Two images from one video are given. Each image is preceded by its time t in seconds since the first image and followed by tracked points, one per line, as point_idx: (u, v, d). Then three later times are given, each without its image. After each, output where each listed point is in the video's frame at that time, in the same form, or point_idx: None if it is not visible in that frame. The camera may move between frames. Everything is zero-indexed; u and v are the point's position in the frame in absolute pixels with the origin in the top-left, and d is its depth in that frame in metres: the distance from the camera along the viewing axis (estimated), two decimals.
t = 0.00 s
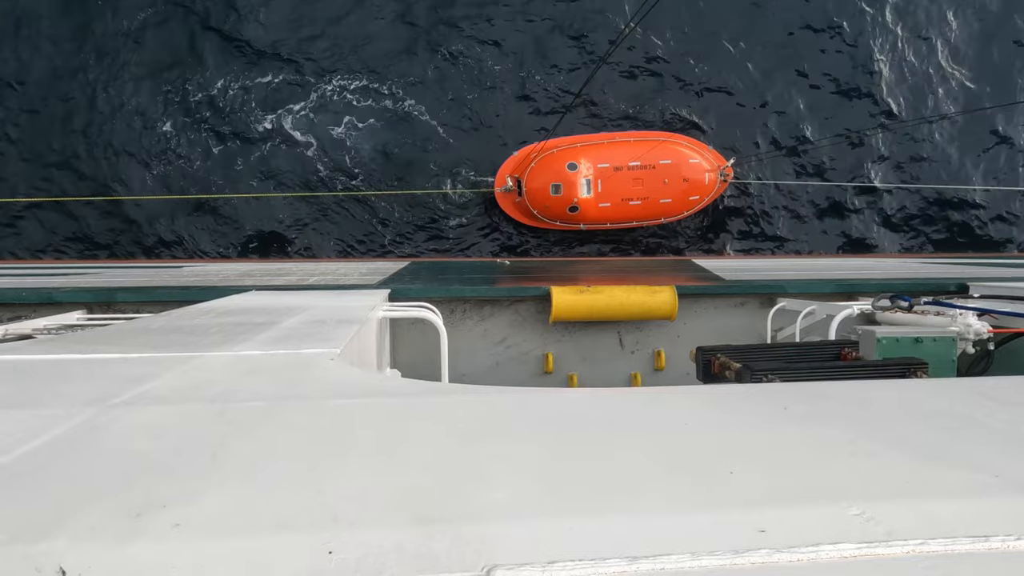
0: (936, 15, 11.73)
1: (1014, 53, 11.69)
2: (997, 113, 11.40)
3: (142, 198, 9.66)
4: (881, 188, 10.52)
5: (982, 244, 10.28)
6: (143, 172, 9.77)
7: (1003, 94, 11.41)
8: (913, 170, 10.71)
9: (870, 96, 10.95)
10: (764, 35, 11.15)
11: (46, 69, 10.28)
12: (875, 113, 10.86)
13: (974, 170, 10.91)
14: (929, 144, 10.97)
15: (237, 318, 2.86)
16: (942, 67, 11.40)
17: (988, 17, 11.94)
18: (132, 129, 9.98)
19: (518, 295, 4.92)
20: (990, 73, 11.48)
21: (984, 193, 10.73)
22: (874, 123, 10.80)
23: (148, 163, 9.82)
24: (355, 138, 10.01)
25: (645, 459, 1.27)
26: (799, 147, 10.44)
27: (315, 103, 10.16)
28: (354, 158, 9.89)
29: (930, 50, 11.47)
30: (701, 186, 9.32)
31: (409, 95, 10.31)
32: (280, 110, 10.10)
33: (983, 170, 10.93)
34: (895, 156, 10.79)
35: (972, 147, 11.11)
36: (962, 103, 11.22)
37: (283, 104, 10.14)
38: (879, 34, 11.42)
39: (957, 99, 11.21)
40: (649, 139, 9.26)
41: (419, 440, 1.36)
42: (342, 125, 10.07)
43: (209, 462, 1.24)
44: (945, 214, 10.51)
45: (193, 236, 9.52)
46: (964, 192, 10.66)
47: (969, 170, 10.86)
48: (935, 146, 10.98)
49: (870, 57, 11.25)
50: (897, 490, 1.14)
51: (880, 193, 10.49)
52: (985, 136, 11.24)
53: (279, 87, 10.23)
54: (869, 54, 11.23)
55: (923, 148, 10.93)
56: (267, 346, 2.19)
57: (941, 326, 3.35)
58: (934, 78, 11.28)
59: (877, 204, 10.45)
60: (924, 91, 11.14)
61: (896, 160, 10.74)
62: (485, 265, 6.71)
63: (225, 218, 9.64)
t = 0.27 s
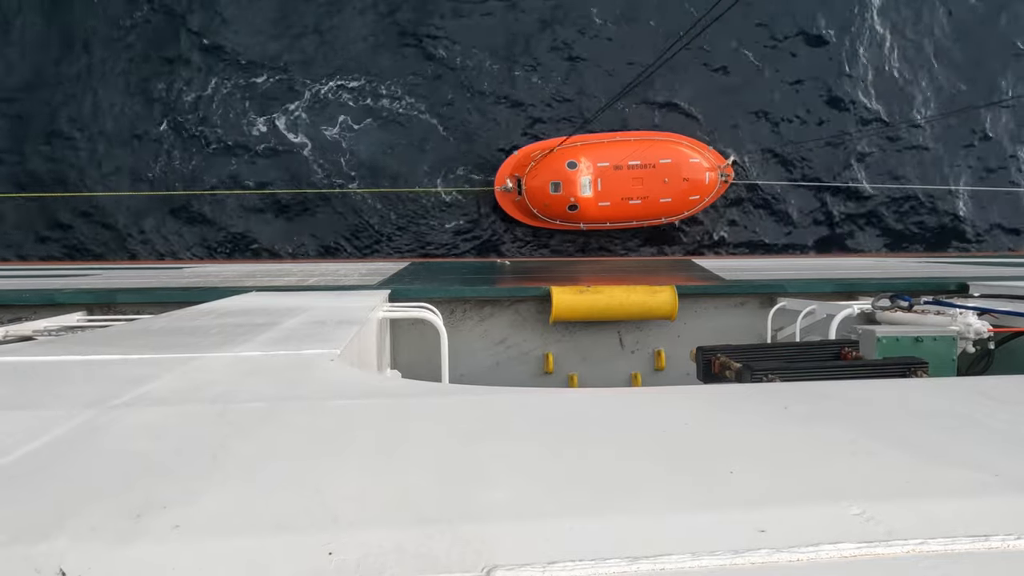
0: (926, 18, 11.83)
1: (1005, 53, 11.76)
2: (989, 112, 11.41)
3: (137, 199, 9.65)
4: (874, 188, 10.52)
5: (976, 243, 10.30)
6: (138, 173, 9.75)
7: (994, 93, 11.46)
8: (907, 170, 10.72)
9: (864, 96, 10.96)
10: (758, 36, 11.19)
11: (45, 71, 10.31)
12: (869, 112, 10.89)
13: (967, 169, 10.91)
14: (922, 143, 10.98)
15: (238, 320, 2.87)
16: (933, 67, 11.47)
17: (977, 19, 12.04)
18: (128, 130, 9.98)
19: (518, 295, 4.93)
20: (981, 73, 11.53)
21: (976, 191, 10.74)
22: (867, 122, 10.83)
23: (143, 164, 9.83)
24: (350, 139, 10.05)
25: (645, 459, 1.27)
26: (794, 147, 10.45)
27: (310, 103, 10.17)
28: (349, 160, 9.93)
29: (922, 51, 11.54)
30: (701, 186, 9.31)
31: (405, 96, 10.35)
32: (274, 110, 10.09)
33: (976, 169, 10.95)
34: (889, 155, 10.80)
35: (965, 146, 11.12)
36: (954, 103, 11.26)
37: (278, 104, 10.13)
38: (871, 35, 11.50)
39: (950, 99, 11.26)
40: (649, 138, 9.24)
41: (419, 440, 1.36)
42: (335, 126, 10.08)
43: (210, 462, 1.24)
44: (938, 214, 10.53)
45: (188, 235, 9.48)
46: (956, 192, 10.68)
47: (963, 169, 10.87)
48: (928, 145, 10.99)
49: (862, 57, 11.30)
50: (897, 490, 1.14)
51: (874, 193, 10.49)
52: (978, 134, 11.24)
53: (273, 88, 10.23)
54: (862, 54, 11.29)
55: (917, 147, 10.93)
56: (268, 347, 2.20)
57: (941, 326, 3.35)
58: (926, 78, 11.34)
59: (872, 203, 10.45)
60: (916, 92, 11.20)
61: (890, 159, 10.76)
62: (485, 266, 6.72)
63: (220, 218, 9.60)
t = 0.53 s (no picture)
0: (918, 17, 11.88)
1: (996, 52, 11.80)
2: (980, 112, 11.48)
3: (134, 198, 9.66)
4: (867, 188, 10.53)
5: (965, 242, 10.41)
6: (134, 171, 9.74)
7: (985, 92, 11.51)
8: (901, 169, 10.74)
9: (857, 95, 11.01)
10: (754, 35, 11.18)
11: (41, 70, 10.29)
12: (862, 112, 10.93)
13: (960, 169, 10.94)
14: (915, 142, 11.02)
15: (237, 319, 2.86)
16: (925, 67, 11.51)
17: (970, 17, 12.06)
18: (124, 129, 9.98)
19: (518, 294, 4.92)
20: (972, 72, 11.56)
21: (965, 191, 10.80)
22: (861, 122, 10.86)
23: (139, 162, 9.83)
24: (345, 137, 10.09)
25: (645, 458, 1.27)
26: (791, 145, 10.45)
27: (306, 103, 10.20)
28: (343, 160, 9.95)
29: (914, 50, 11.58)
30: (701, 186, 9.31)
31: (401, 95, 10.35)
32: (270, 109, 10.13)
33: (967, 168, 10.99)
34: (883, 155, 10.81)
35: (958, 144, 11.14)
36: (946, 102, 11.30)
37: (275, 103, 10.17)
38: (864, 35, 11.56)
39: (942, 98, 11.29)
40: (650, 138, 9.25)
41: (419, 440, 1.35)
42: (330, 126, 10.11)
43: (210, 462, 1.24)
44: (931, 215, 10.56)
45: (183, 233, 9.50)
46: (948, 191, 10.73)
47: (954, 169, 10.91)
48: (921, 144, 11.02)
49: (855, 56, 11.34)
50: (898, 489, 1.14)
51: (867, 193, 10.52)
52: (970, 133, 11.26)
53: (269, 87, 10.25)
54: (855, 54, 11.34)
55: (910, 146, 10.97)
56: (268, 346, 2.19)
57: (941, 325, 3.35)
58: (919, 77, 11.37)
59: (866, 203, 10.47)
60: (909, 91, 11.24)
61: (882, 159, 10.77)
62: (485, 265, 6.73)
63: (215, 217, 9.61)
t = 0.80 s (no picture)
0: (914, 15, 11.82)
1: (991, 50, 11.75)
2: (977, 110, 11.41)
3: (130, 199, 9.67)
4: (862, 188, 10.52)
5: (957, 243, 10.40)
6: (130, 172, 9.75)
7: (980, 91, 11.46)
8: (895, 169, 10.72)
9: (851, 96, 11.03)
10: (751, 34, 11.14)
11: (40, 71, 10.31)
12: (857, 111, 10.92)
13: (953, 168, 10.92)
14: (909, 142, 11.01)
15: (237, 319, 2.87)
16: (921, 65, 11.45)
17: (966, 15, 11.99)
18: (121, 129, 9.98)
19: (518, 295, 4.92)
20: (968, 71, 11.51)
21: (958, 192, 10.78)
22: (855, 122, 10.86)
23: (135, 163, 9.82)
24: (339, 136, 10.09)
25: (644, 458, 1.27)
26: (786, 143, 10.46)
27: (301, 103, 10.20)
28: (337, 161, 9.96)
29: (910, 48, 11.53)
30: (701, 188, 9.33)
31: (397, 95, 10.35)
32: (265, 109, 10.13)
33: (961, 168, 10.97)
34: (877, 154, 10.80)
35: (953, 144, 11.09)
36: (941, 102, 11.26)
37: (270, 103, 10.18)
38: (859, 33, 11.54)
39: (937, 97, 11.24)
40: (650, 140, 9.26)
41: (419, 440, 1.36)
42: (324, 125, 10.11)
43: (210, 462, 1.24)
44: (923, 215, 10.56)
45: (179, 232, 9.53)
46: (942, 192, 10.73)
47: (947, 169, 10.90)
48: (915, 144, 11.01)
49: (850, 56, 11.33)
50: (897, 489, 1.14)
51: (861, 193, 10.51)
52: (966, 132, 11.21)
53: (264, 87, 10.25)
54: (850, 54, 11.33)
55: (905, 146, 10.96)
56: (267, 346, 2.20)
57: (941, 326, 3.35)
58: (915, 75, 11.32)
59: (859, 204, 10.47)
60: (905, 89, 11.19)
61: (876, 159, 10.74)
62: (484, 265, 6.73)
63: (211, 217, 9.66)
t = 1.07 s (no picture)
0: (905, 17, 11.88)
1: (980, 53, 11.83)
2: (966, 112, 11.47)
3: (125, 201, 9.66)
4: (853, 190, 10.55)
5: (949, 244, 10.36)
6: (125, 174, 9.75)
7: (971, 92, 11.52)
8: (886, 170, 10.74)
9: (844, 97, 11.07)
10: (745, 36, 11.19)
11: (37, 73, 10.32)
12: (849, 113, 10.98)
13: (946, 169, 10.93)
14: (901, 143, 11.04)
15: (237, 320, 2.87)
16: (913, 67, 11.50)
17: (956, 18, 12.06)
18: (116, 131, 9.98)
19: (518, 296, 4.93)
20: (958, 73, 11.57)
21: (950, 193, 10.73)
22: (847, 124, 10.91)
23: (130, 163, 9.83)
24: (332, 135, 10.13)
25: (642, 458, 1.28)
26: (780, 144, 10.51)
27: (296, 105, 10.23)
28: (331, 163, 9.97)
29: (902, 50, 11.57)
30: (700, 189, 9.35)
31: (392, 97, 10.37)
32: (260, 112, 10.15)
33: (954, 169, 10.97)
34: (868, 156, 10.83)
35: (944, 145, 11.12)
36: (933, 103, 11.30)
37: (266, 105, 10.21)
38: (851, 34, 11.60)
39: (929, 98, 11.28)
40: (649, 143, 9.27)
41: (418, 440, 1.36)
42: (318, 127, 10.13)
43: (209, 463, 1.24)
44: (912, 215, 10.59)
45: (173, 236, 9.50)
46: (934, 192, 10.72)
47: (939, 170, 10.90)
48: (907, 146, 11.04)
49: (842, 58, 11.38)
50: (897, 489, 1.14)
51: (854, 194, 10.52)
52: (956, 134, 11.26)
53: (259, 89, 10.28)
54: (842, 56, 11.39)
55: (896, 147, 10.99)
56: (267, 347, 2.20)
57: (940, 326, 3.36)
58: (906, 77, 11.36)
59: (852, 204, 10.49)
60: (897, 90, 11.23)
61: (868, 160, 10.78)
62: (483, 266, 6.74)
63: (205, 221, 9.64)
